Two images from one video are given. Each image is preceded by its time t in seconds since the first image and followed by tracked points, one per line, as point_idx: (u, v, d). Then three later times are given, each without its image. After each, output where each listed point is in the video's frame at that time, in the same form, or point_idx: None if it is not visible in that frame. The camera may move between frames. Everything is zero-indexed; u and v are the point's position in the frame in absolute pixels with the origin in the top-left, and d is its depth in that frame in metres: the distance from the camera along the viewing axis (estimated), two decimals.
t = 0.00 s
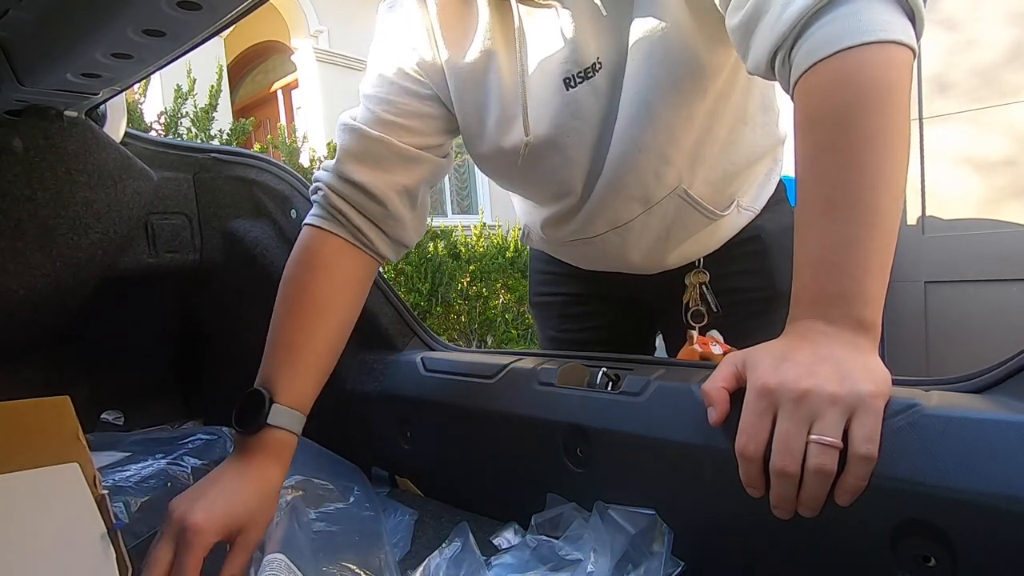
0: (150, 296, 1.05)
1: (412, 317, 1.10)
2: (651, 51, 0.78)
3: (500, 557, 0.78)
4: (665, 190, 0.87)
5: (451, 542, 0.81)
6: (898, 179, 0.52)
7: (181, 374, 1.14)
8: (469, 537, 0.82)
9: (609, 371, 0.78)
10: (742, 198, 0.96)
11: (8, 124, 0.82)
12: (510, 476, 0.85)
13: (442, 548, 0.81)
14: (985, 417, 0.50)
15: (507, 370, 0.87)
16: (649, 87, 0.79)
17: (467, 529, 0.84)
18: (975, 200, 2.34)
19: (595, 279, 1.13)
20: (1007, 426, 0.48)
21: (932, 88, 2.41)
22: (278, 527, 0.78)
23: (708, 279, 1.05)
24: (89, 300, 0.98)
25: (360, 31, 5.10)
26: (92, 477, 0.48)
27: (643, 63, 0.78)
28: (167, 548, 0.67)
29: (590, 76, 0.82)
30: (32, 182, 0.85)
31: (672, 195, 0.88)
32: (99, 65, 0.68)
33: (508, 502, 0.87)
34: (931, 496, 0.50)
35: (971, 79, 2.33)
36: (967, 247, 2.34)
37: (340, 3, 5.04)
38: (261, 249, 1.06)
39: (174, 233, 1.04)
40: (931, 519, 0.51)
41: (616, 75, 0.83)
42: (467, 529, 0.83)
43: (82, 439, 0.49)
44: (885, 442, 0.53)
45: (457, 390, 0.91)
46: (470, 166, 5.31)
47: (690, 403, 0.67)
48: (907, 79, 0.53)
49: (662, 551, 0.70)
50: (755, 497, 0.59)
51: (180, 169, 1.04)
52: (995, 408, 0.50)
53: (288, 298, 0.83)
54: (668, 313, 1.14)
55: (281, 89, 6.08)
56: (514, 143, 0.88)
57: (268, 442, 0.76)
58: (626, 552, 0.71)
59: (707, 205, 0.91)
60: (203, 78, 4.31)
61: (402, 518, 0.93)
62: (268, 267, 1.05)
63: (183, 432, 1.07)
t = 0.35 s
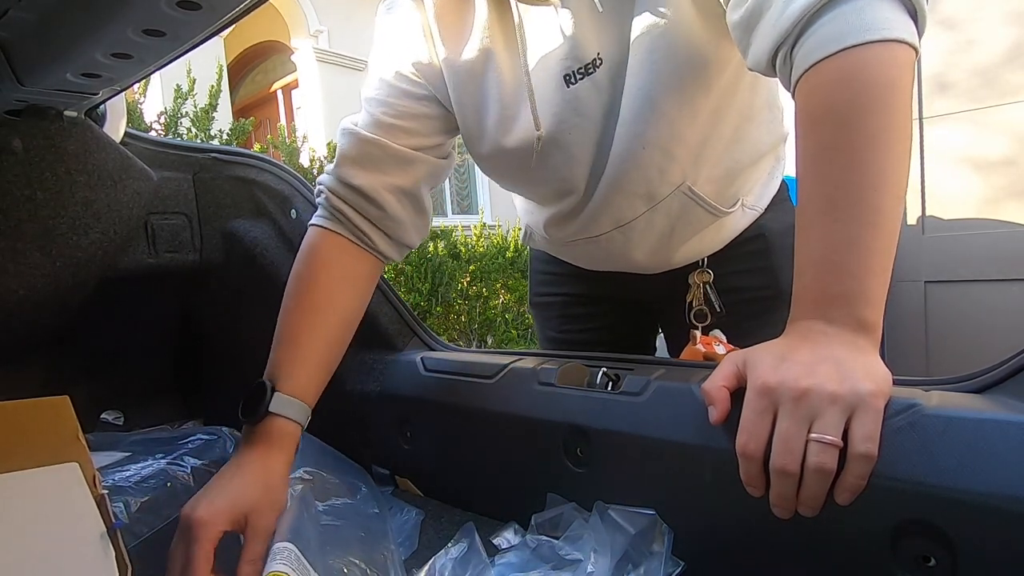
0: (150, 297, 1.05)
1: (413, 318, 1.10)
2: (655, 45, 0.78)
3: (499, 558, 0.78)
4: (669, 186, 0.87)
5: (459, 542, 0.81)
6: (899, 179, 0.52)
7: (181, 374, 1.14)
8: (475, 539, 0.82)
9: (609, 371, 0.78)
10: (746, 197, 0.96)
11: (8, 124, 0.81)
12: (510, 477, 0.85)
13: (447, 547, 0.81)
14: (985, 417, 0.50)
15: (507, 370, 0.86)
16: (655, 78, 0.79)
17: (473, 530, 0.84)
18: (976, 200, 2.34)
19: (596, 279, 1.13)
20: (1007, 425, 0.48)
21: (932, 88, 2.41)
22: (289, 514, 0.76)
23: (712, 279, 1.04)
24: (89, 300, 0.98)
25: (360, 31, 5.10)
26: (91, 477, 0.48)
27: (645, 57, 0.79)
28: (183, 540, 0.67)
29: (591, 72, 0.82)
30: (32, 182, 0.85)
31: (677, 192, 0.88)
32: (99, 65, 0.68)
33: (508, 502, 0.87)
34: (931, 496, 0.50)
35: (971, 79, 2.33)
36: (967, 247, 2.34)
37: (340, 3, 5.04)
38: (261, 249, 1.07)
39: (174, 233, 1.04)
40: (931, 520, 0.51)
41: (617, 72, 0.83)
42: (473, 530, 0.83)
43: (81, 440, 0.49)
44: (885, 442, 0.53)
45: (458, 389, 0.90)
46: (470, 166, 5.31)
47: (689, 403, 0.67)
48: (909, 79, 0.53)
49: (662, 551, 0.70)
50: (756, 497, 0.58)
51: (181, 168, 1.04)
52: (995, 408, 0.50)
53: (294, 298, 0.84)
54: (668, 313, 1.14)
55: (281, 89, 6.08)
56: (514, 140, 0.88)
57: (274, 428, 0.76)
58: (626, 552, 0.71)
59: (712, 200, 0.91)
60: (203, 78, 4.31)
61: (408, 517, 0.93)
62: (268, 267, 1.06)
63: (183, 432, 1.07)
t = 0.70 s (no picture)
0: (149, 297, 1.05)
1: (413, 318, 1.09)
2: (650, 42, 0.78)
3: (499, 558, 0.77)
4: (669, 184, 0.87)
5: (464, 540, 0.81)
6: (898, 176, 0.52)
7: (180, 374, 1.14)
8: (481, 541, 0.81)
9: (608, 371, 0.78)
10: (749, 194, 0.95)
11: (8, 124, 0.81)
12: (511, 476, 0.85)
13: (450, 549, 0.80)
14: (985, 417, 0.50)
15: (506, 371, 0.86)
16: (653, 73, 0.78)
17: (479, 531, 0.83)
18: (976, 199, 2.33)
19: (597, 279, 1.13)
20: (1006, 425, 0.48)
21: (932, 88, 2.41)
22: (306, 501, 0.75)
23: (714, 278, 1.04)
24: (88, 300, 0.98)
25: (360, 30, 5.10)
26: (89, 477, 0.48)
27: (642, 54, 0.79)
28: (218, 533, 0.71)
29: (584, 70, 0.82)
30: (32, 182, 0.85)
31: (676, 190, 0.88)
32: (99, 65, 0.68)
33: (507, 502, 0.87)
34: (931, 496, 0.50)
35: (970, 78, 2.33)
36: (968, 247, 2.34)
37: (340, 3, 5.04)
38: (261, 249, 1.07)
39: (173, 233, 1.04)
40: (931, 519, 0.51)
41: (614, 70, 0.83)
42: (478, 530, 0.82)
43: (80, 440, 0.48)
44: (886, 442, 0.52)
45: (458, 389, 0.90)
46: (470, 166, 5.31)
47: (690, 403, 0.67)
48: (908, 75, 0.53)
49: (662, 551, 0.69)
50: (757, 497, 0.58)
51: (180, 168, 1.04)
52: (995, 408, 0.50)
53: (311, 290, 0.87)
54: (668, 313, 1.14)
55: (281, 88, 6.08)
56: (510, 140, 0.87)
57: (284, 394, 0.81)
58: (626, 552, 0.71)
59: (712, 198, 0.91)
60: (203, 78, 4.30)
61: (412, 514, 0.92)
62: (268, 267, 1.06)
63: (183, 432, 1.07)
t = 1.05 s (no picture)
0: (150, 297, 1.05)
1: (415, 318, 1.09)
2: (647, 42, 0.78)
3: (500, 556, 0.78)
4: (668, 183, 0.87)
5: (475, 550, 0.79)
6: (897, 177, 0.52)
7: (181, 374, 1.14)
8: (495, 548, 0.80)
9: (609, 371, 0.78)
10: (749, 193, 0.95)
11: (8, 124, 0.80)
12: (511, 477, 0.85)
13: (468, 552, 0.79)
14: (984, 417, 0.50)
15: (506, 371, 0.86)
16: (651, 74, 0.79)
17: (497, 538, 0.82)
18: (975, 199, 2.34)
19: (597, 279, 1.14)
20: (1006, 424, 0.48)
21: (932, 88, 2.41)
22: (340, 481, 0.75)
23: (715, 278, 1.05)
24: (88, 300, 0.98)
25: (359, 30, 5.11)
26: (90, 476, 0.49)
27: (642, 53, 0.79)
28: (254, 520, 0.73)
29: (583, 70, 0.82)
30: (32, 181, 0.85)
31: (675, 189, 0.88)
32: (99, 65, 0.68)
33: (508, 502, 0.87)
34: (932, 495, 0.50)
35: (970, 78, 2.33)
36: (968, 247, 2.34)
37: (339, 3, 5.04)
38: (262, 249, 1.07)
39: (173, 232, 1.03)
40: (931, 519, 0.51)
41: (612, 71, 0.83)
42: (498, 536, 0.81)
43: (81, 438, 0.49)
44: (885, 442, 0.52)
45: (458, 388, 0.91)
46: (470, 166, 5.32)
47: (690, 403, 0.67)
48: (906, 75, 0.53)
49: (662, 550, 0.69)
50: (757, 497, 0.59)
51: (180, 168, 1.04)
52: (995, 407, 0.50)
53: (352, 297, 0.88)
54: (671, 313, 1.14)
55: (281, 88, 6.08)
56: (511, 143, 0.88)
57: (329, 386, 0.82)
58: (626, 552, 0.71)
59: (711, 198, 0.91)
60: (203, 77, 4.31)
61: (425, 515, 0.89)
62: (268, 267, 1.07)
63: (183, 432, 1.07)
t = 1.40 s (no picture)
0: (149, 297, 1.05)
1: (415, 319, 1.10)
2: (651, 41, 0.78)
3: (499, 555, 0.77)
4: (668, 183, 0.87)
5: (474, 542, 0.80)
6: (899, 179, 0.52)
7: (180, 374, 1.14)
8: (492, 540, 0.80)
9: (609, 371, 0.78)
10: (747, 194, 0.96)
11: (7, 124, 0.80)
12: (511, 476, 0.85)
13: (465, 547, 0.79)
14: (984, 417, 0.50)
15: (506, 370, 0.86)
16: (652, 71, 0.79)
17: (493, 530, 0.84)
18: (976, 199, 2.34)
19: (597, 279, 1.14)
20: (1007, 424, 0.48)
21: (932, 87, 2.41)
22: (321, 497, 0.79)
23: (712, 278, 1.05)
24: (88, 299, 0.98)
25: (359, 30, 5.11)
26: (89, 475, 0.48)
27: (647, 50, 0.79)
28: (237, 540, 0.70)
29: (593, 70, 0.82)
30: (32, 181, 0.85)
31: (675, 189, 0.88)
32: (98, 64, 0.68)
33: (507, 502, 0.87)
34: (932, 495, 0.50)
35: (970, 78, 2.33)
36: (968, 246, 2.34)
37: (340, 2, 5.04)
38: (261, 249, 1.08)
39: (173, 232, 1.03)
40: (930, 518, 0.51)
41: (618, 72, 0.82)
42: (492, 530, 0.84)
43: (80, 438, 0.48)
44: (885, 442, 0.52)
45: (458, 388, 0.90)
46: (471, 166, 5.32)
47: (690, 403, 0.67)
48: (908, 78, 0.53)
49: (662, 550, 0.69)
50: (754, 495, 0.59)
51: (180, 168, 1.04)
52: (995, 407, 0.50)
53: (342, 304, 0.84)
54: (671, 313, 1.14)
55: (281, 88, 6.08)
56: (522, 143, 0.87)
57: (315, 409, 0.78)
58: (626, 552, 0.71)
59: (711, 198, 0.91)
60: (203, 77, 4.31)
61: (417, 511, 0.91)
62: (268, 267, 1.07)
63: (183, 432, 1.07)
